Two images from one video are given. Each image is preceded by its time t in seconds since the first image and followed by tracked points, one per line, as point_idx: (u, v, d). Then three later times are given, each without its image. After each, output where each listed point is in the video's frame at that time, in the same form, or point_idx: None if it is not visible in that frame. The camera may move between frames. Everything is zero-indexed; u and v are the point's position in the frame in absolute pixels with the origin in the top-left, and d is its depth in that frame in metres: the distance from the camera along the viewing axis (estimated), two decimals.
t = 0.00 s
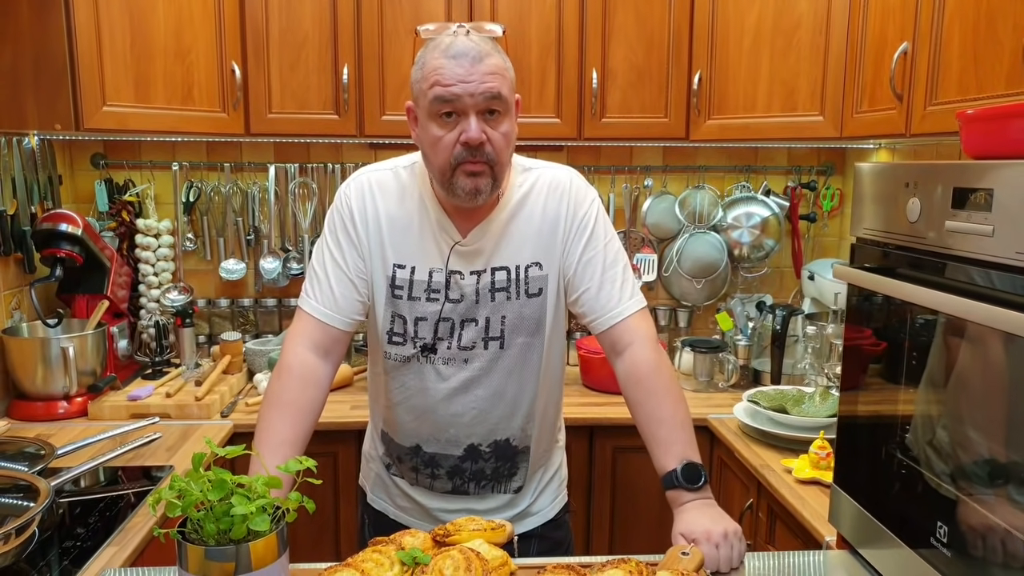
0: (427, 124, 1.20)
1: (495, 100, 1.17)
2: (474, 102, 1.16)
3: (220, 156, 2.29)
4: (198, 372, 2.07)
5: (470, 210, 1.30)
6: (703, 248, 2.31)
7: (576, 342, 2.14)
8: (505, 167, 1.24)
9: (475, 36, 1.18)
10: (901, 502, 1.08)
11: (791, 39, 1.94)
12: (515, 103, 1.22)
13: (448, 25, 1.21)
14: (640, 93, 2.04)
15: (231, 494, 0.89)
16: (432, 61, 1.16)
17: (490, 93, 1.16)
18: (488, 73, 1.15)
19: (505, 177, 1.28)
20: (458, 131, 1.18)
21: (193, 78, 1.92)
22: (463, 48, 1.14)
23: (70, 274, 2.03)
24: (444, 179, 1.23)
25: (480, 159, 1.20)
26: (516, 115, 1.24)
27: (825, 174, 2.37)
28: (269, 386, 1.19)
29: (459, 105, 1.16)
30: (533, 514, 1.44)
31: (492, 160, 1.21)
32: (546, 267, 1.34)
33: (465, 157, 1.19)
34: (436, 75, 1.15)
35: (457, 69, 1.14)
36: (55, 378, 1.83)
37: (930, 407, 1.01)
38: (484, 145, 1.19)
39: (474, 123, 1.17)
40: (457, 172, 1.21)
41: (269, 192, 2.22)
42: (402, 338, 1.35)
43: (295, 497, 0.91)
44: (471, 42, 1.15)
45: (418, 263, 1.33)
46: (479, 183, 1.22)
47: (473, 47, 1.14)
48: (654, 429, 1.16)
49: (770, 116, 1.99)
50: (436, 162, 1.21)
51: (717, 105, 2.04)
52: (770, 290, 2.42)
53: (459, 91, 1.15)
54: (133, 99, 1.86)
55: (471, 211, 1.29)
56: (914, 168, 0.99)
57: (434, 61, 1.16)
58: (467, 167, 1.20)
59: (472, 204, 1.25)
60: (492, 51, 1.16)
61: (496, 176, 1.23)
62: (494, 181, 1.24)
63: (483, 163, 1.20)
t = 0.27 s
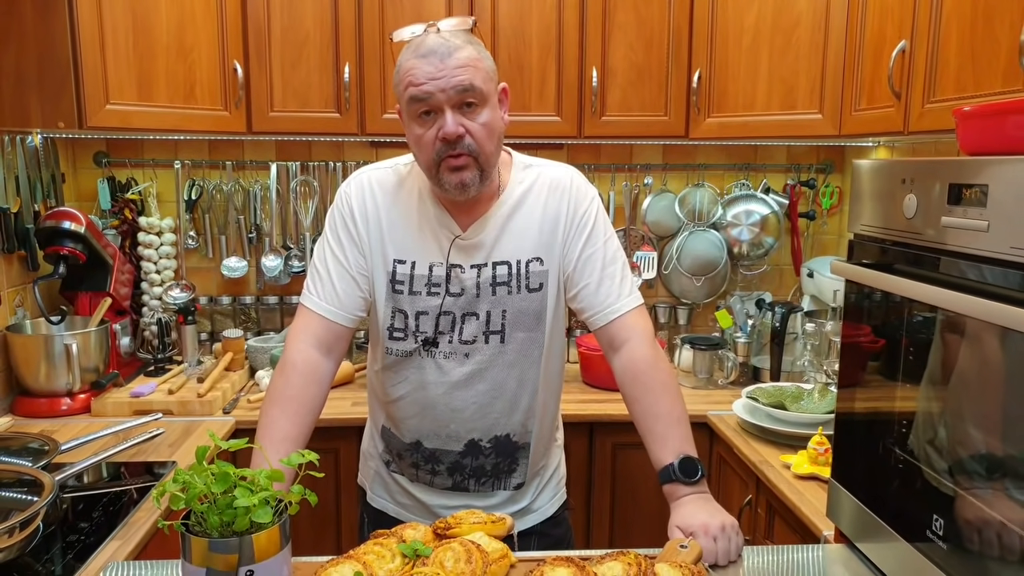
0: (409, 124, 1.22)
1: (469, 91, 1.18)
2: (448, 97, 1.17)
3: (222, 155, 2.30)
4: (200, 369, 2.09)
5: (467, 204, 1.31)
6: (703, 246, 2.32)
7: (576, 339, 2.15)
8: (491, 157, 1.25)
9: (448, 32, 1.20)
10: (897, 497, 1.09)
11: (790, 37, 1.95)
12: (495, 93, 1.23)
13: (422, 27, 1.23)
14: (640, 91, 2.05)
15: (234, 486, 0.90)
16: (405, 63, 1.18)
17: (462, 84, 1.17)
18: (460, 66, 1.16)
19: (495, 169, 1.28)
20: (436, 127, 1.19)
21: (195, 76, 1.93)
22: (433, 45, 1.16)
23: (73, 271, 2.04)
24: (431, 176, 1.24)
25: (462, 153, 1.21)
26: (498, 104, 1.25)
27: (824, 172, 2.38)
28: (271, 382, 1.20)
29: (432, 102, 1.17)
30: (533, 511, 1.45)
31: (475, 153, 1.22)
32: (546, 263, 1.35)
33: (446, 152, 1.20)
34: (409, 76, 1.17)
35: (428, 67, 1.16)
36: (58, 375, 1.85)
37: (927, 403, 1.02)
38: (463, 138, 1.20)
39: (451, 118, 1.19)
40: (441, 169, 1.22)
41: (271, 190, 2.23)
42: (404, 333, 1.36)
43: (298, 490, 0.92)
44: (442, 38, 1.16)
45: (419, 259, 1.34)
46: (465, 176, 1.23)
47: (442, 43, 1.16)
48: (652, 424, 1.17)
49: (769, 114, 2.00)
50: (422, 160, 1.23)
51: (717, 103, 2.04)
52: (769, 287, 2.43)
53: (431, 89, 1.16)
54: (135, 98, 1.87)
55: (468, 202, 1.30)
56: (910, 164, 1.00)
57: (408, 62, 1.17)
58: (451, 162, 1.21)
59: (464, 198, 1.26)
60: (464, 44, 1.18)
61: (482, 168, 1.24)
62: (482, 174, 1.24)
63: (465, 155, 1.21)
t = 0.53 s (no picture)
0: (402, 135, 1.22)
1: (459, 103, 1.16)
2: (436, 111, 1.16)
3: (223, 152, 2.30)
4: (202, 366, 2.09)
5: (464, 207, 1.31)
6: (703, 243, 2.33)
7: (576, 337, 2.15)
8: (485, 164, 1.24)
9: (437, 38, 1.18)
10: (895, 492, 1.09)
11: (790, 35, 1.96)
12: (487, 99, 1.22)
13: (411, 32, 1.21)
14: (640, 89, 2.06)
15: (235, 479, 0.91)
16: (394, 74, 1.17)
17: (452, 96, 1.16)
18: (449, 78, 1.15)
19: (490, 173, 1.28)
20: (427, 139, 1.19)
21: (196, 74, 1.93)
22: (421, 57, 1.14)
23: (75, 268, 2.04)
24: (426, 183, 1.25)
25: (453, 163, 1.20)
26: (489, 110, 1.24)
27: (824, 170, 2.38)
28: (269, 381, 1.21)
29: (422, 116, 1.17)
30: (533, 505, 1.46)
31: (466, 163, 1.21)
32: (547, 260, 1.36)
33: (438, 162, 1.21)
34: (398, 88, 1.16)
35: (416, 80, 1.15)
36: (60, 371, 1.86)
37: (926, 400, 1.02)
38: (454, 149, 1.20)
39: (440, 130, 1.18)
40: (435, 176, 1.23)
41: (272, 188, 2.24)
42: (405, 332, 1.36)
43: (298, 484, 0.93)
44: (430, 48, 1.15)
45: (418, 258, 1.35)
46: (458, 185, 1.23)
47: (430, 54, 1.14)
48: (652, 421, 1.17)
49: (769, 112, 2.01)
50: (415, 167, 1.24)
51: (717, 100, 2.05)
52: (769, 285, 2.44)
53: (419, 103, 1.15)
54: (137, 95, 1.86)
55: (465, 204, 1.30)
56: (908, 160, 1.00)
57: (396, 73, 1.16)
58: (443, 171, 1.22)
59: (458, 204, 1.26)
60: (454, 52, 1.16)
61: (476, 175, 1.24)
62: (475, 182, 1.24)
63: (458, 165, 1.21)
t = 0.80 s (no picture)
0: (400, 135, 1.22)
1: (458, 104, 1.17)
2: (435, 111, 1.17)
3: (225, 151, 2.31)
4: (204, 365, 2.10)
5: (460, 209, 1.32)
6: (703, 242, 2.33)
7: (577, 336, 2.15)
8: (481, 167, 1.25)
9: (437, 39, 1.18)
10: (893, 491, 1.10)
11: (790, 34, 1.96)
12: (485, 102, 1.22)
13: (411, 33, 1.22)
14: (640, 88, 2.06)
15: (235, 476, 0.92)
16: (393, 74, 1.17)
17: (451, 97, 1.16)
18: (448, 79, 1.15)
19: (486, 176, 1.28)
20: (425, 139, 1.20)
21: (198, 73, 1.94)
22: (420, 57, 1.15)
23: (77, 267, 2.05)
24: (423, 184, 1.25)
25: (450, 165, 1.21)
26: (488, 112, 1.24)
27: (824, 169, 2.38)
28: (268, 380, 1.21)
29: (420, 116, 1.17)
30: (528, 504, 1.47)
31: (463, 164, 1.22)
32: (541, 261, 1.36)
33: (434, 164, 1.21)
34: (396, 88, 1.16)
35: (415, 80, 1.15)
36: (63, 370, 1.87)
37: (924, 399, 1.03)
38: (451, 151, 1.20)
39: (438, 131, 1.18)
40: (432, 178, 1.23)
41: (274, 187, 2.24)
42: (400, 330, 1.37)
43: (298, 482, 0.94)
44: (430, 48, 1.15)
45: (414, 257, 1.35)
46: (454, 186, 1.23)
47: (430, 54, 1.15)
48: (649, 419, 1.18)
49: (769, 111, 2.01)
50: (412, 168, 1.24)
51: (717, 100, 2.05)
52: (769, 284, 2.44)
53: (418, 103, 1.16)
54: (139, 94, 1.87)
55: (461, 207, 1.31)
56: (906, 160, 1.01)
57: (395, 72, 1.16)
58: (440, 173, 1.22)
59: (454, 205, 1.27)
60: (453, 54, 1.17)
61: (471, 178, 1.24)
62: (471, 184, 1.25)
63: (454, 167, 1.21)
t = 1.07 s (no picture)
0: (397, 137, 1.22)
1: (455, 106, 1.17)
2: (432, 114, 1.17)
3: (228, 150, 2.32)
4: (207, 363, 2.11)
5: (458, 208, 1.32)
6: (706, 241, 2.33)
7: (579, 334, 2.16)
8: (479, 168, 1.25)
9: (434, 42, 1.19)
10: (894, 489, 1.10)
11: (792, 32, 1.96)
12: (482, 104, 1.22)
13: (407, 35, 1.22)
14: (642, 87, 2.06)
15: (239, 473, 0.92)
16: (391, 76, 1.17)
17: (449, 99, 1.16)
18: (446, 82, 1.15)
19: (486, 176, 1.28)
20: (422, 142, 1.20)
21: (202, 72, 1.94)
22: (417, 60, 1.15)
23: (81, 265, 2.06)
24: (421, 186, 1.26)
25: (448, 166, 1.21)
26: (485, 114, 1.25)
27: (827, 168, 2.38)
28: (269, 378, 1.22)
29: (418, 118, 1.17)
30: (528, 502, 1.47)
31: (461, 166, 1.22)
32: (539, 260, 1.36)
33: (433, 165, 1.21)
34: (394, 92, 1.17)
35: (413, 83, 1.15)
36: (67, 367, 1.87)
37: (927, 397, 1.03)
38: (449, 153, 1.20)
39: (436, 134, 1.19)
40: (430, 180, 1.23)
41: (277, 186, 2.25)
42: (398, 328, 1.38)
43: (301, 478, 0.94)
44: (427, 51, 1.16)
45: (412, 256, 1.36)
46: (453, 188, 1.24)
47: (427, 57, 1.15)
48: (650, 417, 1.18)
49: (771, 110, 2.01)
50: (410, 170, 1.24)
51: (719, 99, 2.05)
52: (772, 283, 2.44)
53: (416, 106, 1.16)
54: (143, 93, 1.87)
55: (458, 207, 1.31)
56: (908, 158, 1.01)
57: (393, 75, 1.17)
58: (438, 175, 1.22)
59: (453, 206, 1.27)
60: (451, 56, 1.17)
61: (470, 179, 1.24)
62: (470, 185, 1.25)
63: (453, 168, 1.21)
